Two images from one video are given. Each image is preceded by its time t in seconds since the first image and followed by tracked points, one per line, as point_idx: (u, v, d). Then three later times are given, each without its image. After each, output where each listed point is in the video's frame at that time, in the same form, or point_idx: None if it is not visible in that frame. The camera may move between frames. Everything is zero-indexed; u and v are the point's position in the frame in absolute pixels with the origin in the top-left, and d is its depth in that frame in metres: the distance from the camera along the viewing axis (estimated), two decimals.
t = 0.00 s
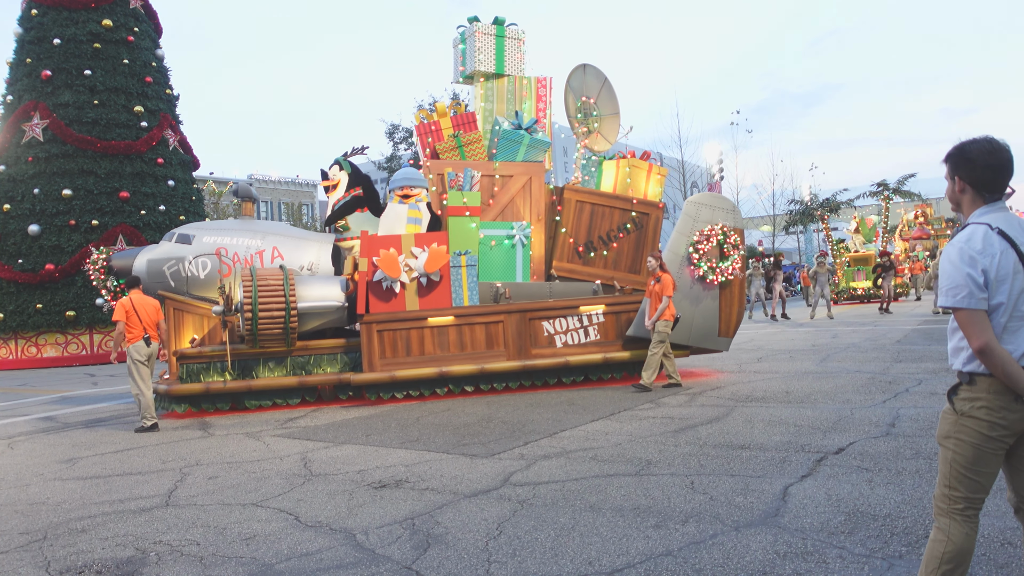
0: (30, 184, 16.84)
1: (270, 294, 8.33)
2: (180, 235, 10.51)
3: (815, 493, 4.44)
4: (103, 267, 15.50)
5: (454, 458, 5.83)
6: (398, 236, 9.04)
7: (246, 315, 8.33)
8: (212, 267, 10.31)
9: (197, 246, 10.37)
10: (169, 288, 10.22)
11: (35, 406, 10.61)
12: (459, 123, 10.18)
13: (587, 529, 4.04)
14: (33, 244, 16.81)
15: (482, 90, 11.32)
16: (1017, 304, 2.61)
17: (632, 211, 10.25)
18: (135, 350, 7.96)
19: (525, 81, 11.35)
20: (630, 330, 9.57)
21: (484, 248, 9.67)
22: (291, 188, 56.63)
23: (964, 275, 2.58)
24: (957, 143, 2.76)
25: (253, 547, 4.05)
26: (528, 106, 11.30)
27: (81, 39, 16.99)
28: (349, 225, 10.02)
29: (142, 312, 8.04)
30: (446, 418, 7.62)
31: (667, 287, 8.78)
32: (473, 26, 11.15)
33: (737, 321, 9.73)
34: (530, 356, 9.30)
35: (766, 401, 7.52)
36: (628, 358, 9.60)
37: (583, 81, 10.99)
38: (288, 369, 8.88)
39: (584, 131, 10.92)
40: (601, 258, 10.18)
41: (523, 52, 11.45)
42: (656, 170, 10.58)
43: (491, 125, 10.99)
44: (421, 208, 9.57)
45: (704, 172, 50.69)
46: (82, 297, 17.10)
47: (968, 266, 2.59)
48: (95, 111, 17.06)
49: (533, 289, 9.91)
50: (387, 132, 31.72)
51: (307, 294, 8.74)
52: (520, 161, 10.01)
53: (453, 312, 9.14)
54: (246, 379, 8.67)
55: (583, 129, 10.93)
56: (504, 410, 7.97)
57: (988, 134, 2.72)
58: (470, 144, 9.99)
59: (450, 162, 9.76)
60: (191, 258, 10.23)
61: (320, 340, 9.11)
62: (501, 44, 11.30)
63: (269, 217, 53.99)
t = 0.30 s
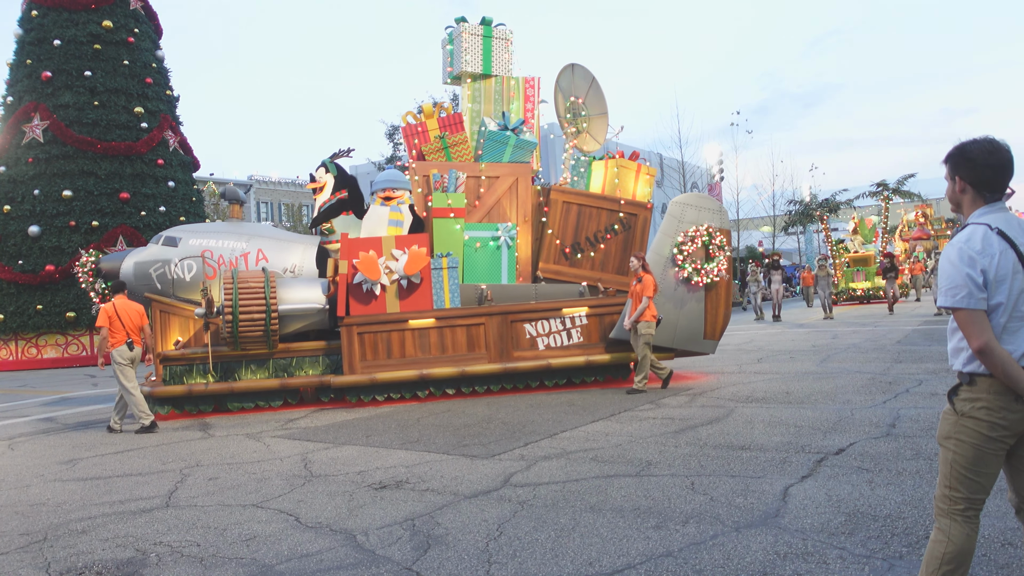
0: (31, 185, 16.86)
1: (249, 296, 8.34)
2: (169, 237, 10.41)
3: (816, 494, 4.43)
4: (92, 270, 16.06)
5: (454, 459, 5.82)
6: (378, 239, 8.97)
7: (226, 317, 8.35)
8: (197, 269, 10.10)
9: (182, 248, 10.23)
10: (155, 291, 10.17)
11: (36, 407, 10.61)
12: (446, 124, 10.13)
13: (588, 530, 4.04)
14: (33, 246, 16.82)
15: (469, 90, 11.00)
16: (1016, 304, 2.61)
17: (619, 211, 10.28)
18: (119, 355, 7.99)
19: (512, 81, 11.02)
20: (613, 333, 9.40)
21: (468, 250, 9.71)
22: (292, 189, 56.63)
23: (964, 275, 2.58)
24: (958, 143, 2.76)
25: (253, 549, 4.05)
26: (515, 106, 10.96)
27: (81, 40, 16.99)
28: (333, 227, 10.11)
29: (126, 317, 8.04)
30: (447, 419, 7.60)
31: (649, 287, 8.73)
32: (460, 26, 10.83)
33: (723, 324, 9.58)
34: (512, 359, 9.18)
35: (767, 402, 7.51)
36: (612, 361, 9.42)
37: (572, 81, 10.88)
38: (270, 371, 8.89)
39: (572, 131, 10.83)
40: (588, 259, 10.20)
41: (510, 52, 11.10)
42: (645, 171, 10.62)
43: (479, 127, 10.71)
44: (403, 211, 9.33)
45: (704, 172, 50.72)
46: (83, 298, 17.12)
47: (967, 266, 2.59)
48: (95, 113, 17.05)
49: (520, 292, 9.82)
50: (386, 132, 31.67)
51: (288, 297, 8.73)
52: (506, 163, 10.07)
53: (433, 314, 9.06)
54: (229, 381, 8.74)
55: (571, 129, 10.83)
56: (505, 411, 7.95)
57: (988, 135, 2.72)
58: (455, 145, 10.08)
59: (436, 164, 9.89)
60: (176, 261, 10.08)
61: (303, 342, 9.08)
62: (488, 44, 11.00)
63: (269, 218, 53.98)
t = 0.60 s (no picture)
0: (31, 187, 16.89)
1: (232, 299, 8.55)
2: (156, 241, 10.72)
3: (816, 495, 4.43)
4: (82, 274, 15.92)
5: (454, 460, 5.82)
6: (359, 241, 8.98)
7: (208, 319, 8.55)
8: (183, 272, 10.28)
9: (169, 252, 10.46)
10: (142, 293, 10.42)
11: (35, 409, 10.61)
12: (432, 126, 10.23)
13: (588, 532, 4.04)
14: (33, 247, 16.85)
15: (456, 91, 11.05)
16: (1016, 305, 2.60)
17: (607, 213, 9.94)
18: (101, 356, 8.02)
19: (499, 82, 11.06)
20: (596, 335, 9.37)
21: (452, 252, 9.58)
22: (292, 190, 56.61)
23: (963, 275, 2.59)
24: (958, 144, 2.76)
25: (254, 550, 4.05)
26: (502, 107, 10.97)
27: (81, 42, 16.98)
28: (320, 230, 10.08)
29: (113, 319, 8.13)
30: (447, 421, 7.60)
31: (632, 289, 8.69)
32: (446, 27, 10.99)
33: (709, 326, 9.49)
34: (493, 362, 9.16)
35: (767, 403, 7.50)
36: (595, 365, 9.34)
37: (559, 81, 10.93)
38: (253, 374, 9.03)
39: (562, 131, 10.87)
40: (575, 261, 9.85)
41: (498, 53, 11.15)
42: (634, 171, 10.21)
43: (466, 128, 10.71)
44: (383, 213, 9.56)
45: (704, 173, 50.78)
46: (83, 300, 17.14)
47: (967, 266, 2.60)
48: (96, 114, 17.05)
49: (504, 293, 9.66)
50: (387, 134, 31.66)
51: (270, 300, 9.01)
52: (493, 164, 9.91)
53: (415, 317, 9.06)
54: (212, 384, 8.84)
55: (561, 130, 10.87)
56: (505, 413, 7.94)
57: (989, 135, 2.73)
58: (441, 146, 10.17)
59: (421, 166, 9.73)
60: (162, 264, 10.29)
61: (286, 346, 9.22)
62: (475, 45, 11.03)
63: (269, 219, 53.98)
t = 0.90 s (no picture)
0: (31, 189, 16.91)
1: (213, 302, 8.67)
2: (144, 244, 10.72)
3: (816, 496, 4.43)
4: (73, 278, 15.51)
5: (454, 462, 5.81)
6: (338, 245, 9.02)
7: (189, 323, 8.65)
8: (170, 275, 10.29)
9: (156, 255, 10.46)
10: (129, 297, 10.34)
11: (35, 411, 10.62)
12: (418, 129, 10.13)
13: (589, 533, 4.03)
14: (33, 249, 16.87)
15: (443, 93, 10.99)
16: (1015, 305, 2.60)
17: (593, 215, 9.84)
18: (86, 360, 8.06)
19: (485, 82, 11.01)
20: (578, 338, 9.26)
21: (437, 253, 9.57)
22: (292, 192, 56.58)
23: (962, 275, 2.59)
24: (958, 144, 2.77)
25: (254, 552, 4.05)
26: (489, 108, 10.93)
27: (81, 44, 16.96)
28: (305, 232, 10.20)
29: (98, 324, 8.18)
30: (447, 422, 7.60)
31: (610, 291, 8.57)
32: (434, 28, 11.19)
33: (694, 329, 9.37)
34: (474, 365, 9.11)
35: (766, 405, 7.49)
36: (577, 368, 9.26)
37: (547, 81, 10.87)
38: (236, 376, 9.11)
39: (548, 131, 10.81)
40: (561, 263, 9.78)
41: (484, 53, 11.14)
42: (623, 171, 10.03)
43: (452, 129, 10.61)
44: (365, 215, 9.43)
45: (704, 175, 50.85)
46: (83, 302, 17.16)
47: (966, 267, 2.60)
48: (96, 116, 17.06)
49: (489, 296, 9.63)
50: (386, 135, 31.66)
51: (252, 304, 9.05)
52: (478, 165, 9.83)
53: (396, 320, 9.04)
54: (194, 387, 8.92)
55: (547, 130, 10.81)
56: (505, 414, 7.94)
57: (989, 135, 2.73)
58: (427, 149, 10.06)
59: (407, 167, 9.82)
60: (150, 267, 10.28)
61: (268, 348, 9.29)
62: (462, 47, 11.03)
63: (269, 222, 53.96)
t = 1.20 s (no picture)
0: (31, 192, 16.93)
1: (194, 306, 8.72)
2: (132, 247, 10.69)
3: (817, 496, 4.43)
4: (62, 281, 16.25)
5: (455, 464, 5.81)
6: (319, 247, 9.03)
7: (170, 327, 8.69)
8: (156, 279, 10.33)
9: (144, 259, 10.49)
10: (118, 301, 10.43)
11: (36, 413, 10.64)
12: (404, 130, 10.17)
13: (589, 534, 4.03)
14: (34, 252, 16.89)
15: (429, 95, 10.72)
16: (1017, 306, 2.60)
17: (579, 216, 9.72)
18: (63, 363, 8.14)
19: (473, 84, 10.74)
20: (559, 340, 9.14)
21: (421, 256, 9.62)
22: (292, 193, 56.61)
23: (964, 277, 2.59)
24: (958, 145, 2.77)
25: (254, 554, 4.04)
26: (477, 110, 10.64)
27: (81, 47, 16.93)
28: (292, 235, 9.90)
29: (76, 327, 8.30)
30: (448, 424, 7.59)
31: (590, 294, 8.50)
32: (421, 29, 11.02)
33: (677, 332, 9.27)
34: (454, 368, 9.04)
35: (767, 405, 7.49)
36: (557, 371, 9.14)
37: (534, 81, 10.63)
38: (221, 379, 9.13)
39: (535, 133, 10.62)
40: (548, 265, 9.73)
41: (471, 55, 10.89)
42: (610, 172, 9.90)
43: (439, 132, 10.44)
44: (346, 219, 9.60)
45: (704, 176, 50.89)
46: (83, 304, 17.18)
47: (967, 268, 2.60)
48: (96, 119, 17.07)
49: (474, 299, 9.64)
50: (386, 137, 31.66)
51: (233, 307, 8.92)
52: (465, 167, 9.91)
53: (375, 323, 9.00)
54: (178, 391, 8.97)
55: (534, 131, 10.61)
56: (506, 416, 7.93)
57: (988, 136, 2.73)
58: (411, 151, 10.15)
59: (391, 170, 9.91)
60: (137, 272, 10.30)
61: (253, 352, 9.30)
62: (448, 47, 10.86)
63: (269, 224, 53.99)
